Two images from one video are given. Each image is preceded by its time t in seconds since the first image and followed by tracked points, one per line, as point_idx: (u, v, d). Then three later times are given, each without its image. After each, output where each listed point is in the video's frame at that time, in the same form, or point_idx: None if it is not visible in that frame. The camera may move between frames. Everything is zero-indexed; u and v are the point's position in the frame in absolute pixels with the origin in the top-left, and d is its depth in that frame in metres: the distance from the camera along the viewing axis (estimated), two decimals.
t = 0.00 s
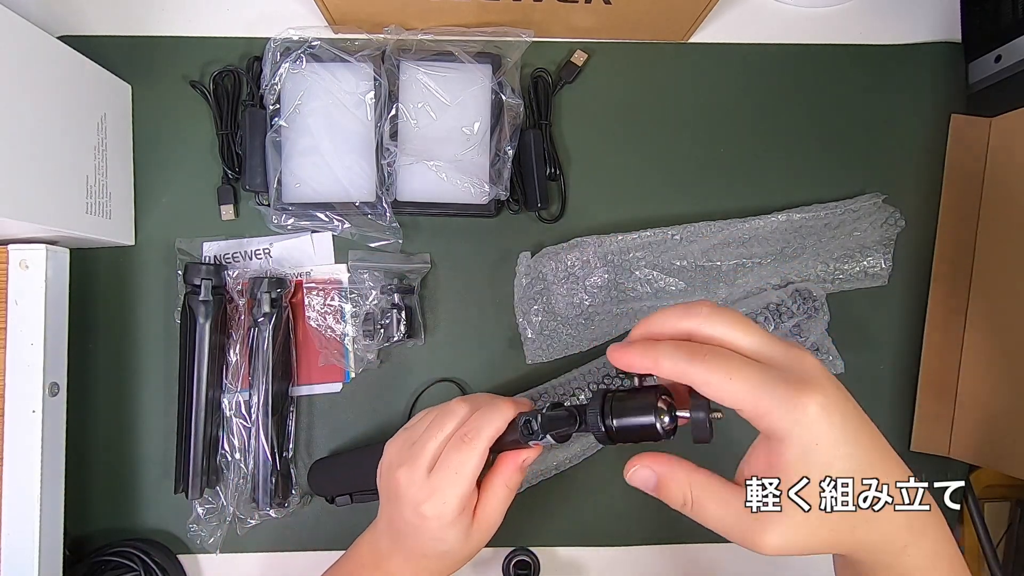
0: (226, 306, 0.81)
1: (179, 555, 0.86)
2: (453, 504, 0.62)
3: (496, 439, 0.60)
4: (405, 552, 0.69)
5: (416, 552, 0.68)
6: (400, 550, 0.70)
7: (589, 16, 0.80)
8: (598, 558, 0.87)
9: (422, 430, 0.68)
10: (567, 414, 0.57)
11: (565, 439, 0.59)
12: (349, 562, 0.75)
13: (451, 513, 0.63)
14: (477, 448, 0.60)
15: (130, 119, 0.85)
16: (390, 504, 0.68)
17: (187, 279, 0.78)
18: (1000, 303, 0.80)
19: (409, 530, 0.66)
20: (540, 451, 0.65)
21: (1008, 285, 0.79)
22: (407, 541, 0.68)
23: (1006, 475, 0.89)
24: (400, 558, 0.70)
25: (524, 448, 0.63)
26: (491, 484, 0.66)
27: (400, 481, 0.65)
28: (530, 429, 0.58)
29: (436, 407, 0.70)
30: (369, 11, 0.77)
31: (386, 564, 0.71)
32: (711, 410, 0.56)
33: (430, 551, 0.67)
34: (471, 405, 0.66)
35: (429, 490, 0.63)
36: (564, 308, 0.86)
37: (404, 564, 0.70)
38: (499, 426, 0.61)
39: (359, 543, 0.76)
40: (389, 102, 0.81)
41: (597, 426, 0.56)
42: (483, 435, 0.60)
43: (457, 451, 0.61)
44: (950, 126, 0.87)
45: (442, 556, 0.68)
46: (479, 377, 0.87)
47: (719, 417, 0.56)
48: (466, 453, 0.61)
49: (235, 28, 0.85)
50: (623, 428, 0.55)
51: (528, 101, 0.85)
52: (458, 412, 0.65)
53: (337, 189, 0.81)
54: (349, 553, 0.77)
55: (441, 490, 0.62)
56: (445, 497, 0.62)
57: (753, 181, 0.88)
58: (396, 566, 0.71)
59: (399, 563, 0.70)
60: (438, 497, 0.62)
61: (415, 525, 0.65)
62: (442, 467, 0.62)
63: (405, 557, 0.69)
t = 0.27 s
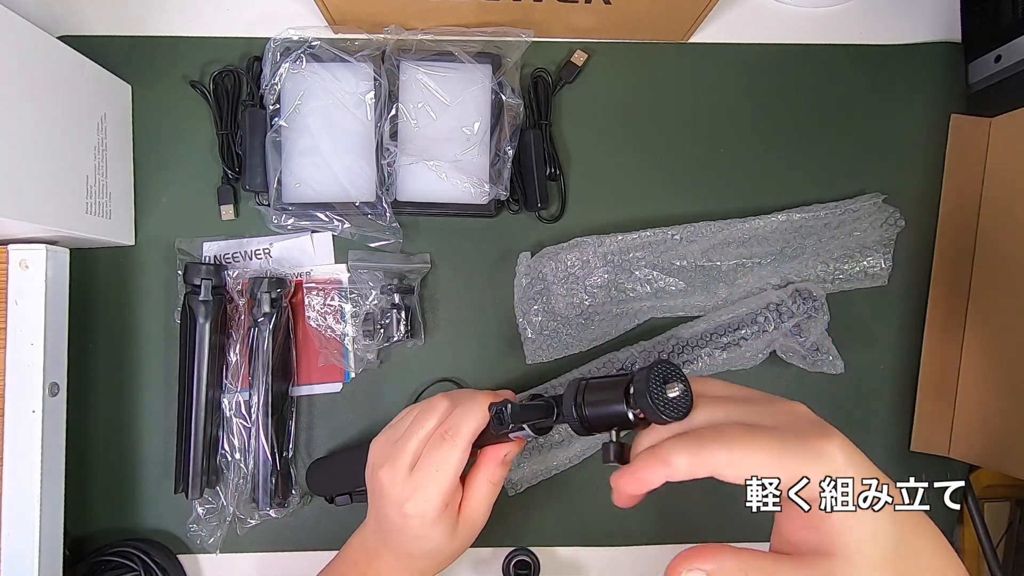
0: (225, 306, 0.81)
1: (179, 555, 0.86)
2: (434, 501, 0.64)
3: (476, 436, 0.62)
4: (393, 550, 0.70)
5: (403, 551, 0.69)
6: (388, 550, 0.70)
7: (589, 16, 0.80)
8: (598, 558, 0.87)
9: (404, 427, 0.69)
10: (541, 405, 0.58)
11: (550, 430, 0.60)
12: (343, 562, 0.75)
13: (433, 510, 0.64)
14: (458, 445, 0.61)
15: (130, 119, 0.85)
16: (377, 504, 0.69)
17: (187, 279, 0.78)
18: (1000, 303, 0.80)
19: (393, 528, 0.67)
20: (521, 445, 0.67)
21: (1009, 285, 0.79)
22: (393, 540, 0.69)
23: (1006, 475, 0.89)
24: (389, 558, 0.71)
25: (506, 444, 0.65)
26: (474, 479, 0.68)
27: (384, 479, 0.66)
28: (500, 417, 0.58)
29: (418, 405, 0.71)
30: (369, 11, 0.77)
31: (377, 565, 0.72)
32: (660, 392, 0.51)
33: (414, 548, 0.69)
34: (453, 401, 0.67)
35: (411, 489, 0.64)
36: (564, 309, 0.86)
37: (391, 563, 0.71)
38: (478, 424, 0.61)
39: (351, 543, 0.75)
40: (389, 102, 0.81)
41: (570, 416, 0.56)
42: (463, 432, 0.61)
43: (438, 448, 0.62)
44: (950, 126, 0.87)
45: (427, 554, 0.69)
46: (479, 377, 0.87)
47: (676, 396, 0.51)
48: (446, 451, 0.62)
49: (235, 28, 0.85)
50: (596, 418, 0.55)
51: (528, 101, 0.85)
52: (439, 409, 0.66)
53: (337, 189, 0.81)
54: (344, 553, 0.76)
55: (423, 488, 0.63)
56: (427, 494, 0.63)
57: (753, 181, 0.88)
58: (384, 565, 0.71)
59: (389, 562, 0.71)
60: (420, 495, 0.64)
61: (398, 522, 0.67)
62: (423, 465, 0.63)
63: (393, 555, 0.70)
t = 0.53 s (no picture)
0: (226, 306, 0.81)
1: (179, 555, 0.86)
2: (433, 503, 0.64)
3: (480, 441, 0.61)
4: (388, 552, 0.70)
5: (398, 553, 0.69)
6: (384, 552, 0.71)
7: (589, 16, 0.80)
8: (598, 558, 0.87)
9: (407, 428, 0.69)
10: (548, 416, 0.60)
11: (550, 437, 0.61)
12: (342, 563, 0.75)
13: (431, 513, 0.64)
14: (461, 450, 0.61)
15: (130, 119, 0.85)
16: (375, 505, 0.69)
17: (187, 279, 0.78)
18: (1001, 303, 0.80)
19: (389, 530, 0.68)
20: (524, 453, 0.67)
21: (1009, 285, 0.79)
22: (390, 541, 0.69)
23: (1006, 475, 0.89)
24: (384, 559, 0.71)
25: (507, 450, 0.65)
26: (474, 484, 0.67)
27: (382, 479, 0.66)
28: (504, 421, 0.58)
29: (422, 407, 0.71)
30: (369, 11, 0.77)
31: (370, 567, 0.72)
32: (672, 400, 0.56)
33: (409, 551, 0.69)
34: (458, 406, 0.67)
35: (409, 490, 0.64)
36: (564, 309, 0.86)
37: (385, 565, 0.71)
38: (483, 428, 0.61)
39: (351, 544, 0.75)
40: (389, 102, 0.81)
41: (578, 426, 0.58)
42: (467, 436, 0.61)
43: (440, 451, 0.62)
44: (950, 126, 0.87)
45: (423, 557, 0.69)
46: (479, 377, 0.87)
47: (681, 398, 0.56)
48: (448, 454, 0.62)
49: (235, 29, 0.85)
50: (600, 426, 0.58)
51: (528, 101, 0.85)
52: (443, 412, 0.66)
53: (337, 189, 0.81)
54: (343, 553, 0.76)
55: (421, 490, 0.63)
56: (426, 496, 0.63)
57: (753, 181, 0.88)
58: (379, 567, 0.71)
59: (383, 564, 0.71)
60: (419, 496, 0.64)
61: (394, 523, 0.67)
62: (424, 467, 0.63)
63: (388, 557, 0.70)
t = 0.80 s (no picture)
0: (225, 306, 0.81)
1: (179, 555, 0.86)
2: (430, 508, 0.64)
3: (473, 443, 0.61)
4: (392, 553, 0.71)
5: (401, 554, 0.70)
6: (388, 552, 0.71)
7: (589, 16, 0.80)
8: (598, 557, 0.87)
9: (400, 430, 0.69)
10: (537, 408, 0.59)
11: (539, 434, 0.61)
12: (345, 562, 0.76)
13: (430, 517, 0.64)
14: (456, 454, 0.61)
15: (130, 119, 0.85)
16: (374, 509, 0.69)
17: (187, 279, 0.78)
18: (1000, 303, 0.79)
19: (389, 532, 0.68)
20: (517, 449, 0.66)
21: (1008, 285, 0.79)
22: (392, 543, 0.69)
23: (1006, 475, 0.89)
24: (388, 559, 0.72)
25: (500, 446, 0.64)
26: (469, 480, 0.67)
27: (378, 485, 0.66)
28: (490, 416, 0.57)
29: (415, 408, 0.71)
30: (369, 11, 0.77)
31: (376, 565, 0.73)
32: (665, 391, 0.57)
33: (411, 552, 0.69)
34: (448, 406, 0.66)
35: (406, 495, 0.64)
36: (564, 309, 0.87)
37: (389, 564, 0.72)
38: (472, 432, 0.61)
39: (351, 540, 0.77)
40: (389, 102, 0.81)
41: (565, 410, 0.58)
42: (460, 442, 0.60)
43: (435, 457, 0.62)
44: (951, 125, 0.87)
45: (425, 556, 0.70)
46: (479, 377, 0.87)
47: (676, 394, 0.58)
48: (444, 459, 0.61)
49: (234, 29, 0.85)
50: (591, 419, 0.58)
51: (528, 101, 0.85)
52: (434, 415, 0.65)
53: (337, 189, 0.81)
54: (345, 549, 0.77)
55: (417, 495, 0.63)
56: (422, 501, 0.63)
57: (753, 181, 0.88)
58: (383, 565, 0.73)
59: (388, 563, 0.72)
60: (416, 502, 0.64)
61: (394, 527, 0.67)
62: (419, 473, 0.63)
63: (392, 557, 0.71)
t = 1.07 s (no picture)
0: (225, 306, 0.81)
1: (179, 556, 0.86)
2: (438, 515, 0.64)
3: (478, 451, 0.61)
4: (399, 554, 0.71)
5: (408, 555, 0.70)
6: (394, 552, 0.71)
7: (589, 16, 0.80)
8: (598, 557, 0.87)
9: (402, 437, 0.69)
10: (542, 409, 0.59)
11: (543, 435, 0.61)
12: (349, 561, 0.76)
13: (437, 523, 0.64)
14: (461, 463, 0.61)
15: (130, 119, 0.85)
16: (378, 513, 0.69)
17: (187, 279, 0.78)
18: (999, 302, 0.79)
19: (398, 537, 0.68)
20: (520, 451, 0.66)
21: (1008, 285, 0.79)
22: (399, 546, 0.70)
23: (1006, 476, 0.89)
24: (395, 560, 0.72)
25: (505, 449, 0.64)
26: (474, 483, 0.67)
27: (383, 494, 0.66)
28: (494, 415, 0.57)
29: (416, 413, 0.70)
30: (369, 11, 0.77)
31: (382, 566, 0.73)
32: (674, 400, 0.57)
33: (420, 555, 0.69)
34: (448, 412, 0.66)
35: (413, 505, 0.64)
36: (564, 308, 0.87)
37: (396, 565, 0.72)
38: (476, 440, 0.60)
39: (358, 537, 0.76)
40: (389, 102, 0.81)
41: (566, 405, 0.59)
42: (465, 451, 0.60)
43: (441, 467, 0.61)
44: (951, 125, 0.87)
45: (433, 558, 0.70)
46: (479, 377, 0.87)
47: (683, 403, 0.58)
48: (450, 469, 0.61)
49: (235, 29, 0.85)
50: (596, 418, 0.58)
51: (528, 101, 0.85)
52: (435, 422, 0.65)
53: (338, 189, 0.81)
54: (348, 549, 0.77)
55: (425, 504, 0.63)
56: (429, 509, 0.63)
57: (753, 181, 0.88)
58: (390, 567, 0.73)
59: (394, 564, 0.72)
60: (423, 510, 0.63)
61: (403, 534, 0.67)
62: (425, 482, 0.62)
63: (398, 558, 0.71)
